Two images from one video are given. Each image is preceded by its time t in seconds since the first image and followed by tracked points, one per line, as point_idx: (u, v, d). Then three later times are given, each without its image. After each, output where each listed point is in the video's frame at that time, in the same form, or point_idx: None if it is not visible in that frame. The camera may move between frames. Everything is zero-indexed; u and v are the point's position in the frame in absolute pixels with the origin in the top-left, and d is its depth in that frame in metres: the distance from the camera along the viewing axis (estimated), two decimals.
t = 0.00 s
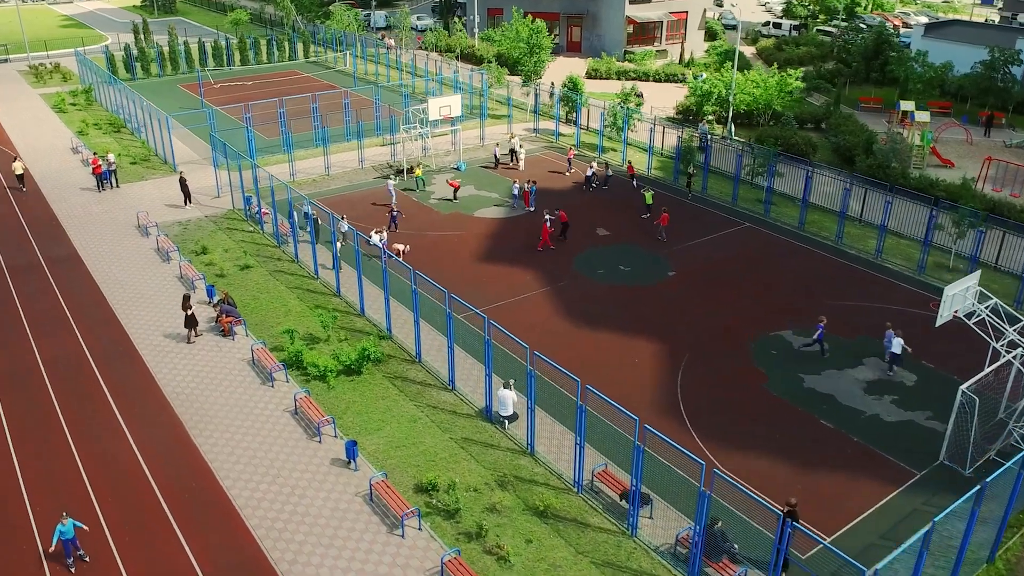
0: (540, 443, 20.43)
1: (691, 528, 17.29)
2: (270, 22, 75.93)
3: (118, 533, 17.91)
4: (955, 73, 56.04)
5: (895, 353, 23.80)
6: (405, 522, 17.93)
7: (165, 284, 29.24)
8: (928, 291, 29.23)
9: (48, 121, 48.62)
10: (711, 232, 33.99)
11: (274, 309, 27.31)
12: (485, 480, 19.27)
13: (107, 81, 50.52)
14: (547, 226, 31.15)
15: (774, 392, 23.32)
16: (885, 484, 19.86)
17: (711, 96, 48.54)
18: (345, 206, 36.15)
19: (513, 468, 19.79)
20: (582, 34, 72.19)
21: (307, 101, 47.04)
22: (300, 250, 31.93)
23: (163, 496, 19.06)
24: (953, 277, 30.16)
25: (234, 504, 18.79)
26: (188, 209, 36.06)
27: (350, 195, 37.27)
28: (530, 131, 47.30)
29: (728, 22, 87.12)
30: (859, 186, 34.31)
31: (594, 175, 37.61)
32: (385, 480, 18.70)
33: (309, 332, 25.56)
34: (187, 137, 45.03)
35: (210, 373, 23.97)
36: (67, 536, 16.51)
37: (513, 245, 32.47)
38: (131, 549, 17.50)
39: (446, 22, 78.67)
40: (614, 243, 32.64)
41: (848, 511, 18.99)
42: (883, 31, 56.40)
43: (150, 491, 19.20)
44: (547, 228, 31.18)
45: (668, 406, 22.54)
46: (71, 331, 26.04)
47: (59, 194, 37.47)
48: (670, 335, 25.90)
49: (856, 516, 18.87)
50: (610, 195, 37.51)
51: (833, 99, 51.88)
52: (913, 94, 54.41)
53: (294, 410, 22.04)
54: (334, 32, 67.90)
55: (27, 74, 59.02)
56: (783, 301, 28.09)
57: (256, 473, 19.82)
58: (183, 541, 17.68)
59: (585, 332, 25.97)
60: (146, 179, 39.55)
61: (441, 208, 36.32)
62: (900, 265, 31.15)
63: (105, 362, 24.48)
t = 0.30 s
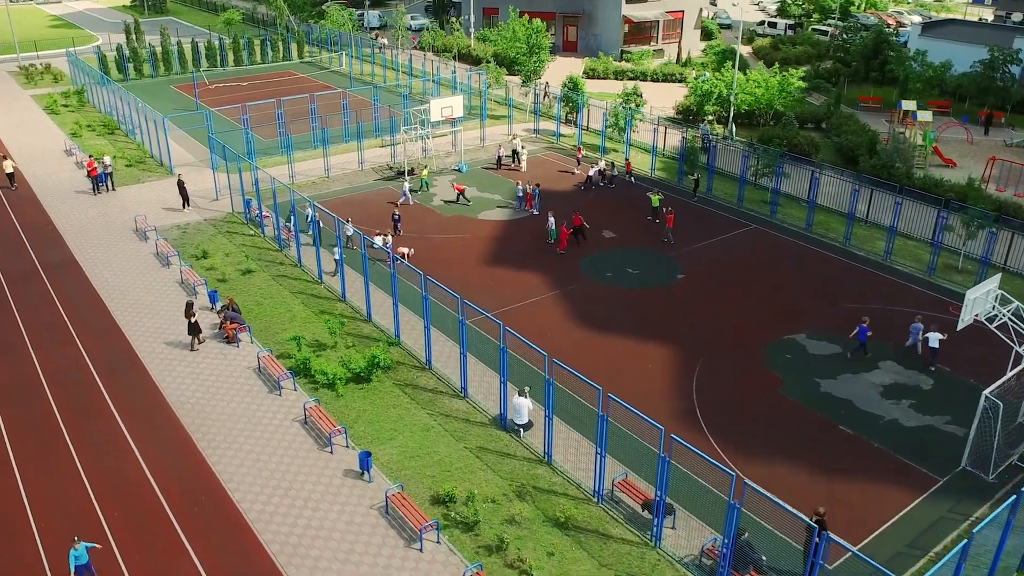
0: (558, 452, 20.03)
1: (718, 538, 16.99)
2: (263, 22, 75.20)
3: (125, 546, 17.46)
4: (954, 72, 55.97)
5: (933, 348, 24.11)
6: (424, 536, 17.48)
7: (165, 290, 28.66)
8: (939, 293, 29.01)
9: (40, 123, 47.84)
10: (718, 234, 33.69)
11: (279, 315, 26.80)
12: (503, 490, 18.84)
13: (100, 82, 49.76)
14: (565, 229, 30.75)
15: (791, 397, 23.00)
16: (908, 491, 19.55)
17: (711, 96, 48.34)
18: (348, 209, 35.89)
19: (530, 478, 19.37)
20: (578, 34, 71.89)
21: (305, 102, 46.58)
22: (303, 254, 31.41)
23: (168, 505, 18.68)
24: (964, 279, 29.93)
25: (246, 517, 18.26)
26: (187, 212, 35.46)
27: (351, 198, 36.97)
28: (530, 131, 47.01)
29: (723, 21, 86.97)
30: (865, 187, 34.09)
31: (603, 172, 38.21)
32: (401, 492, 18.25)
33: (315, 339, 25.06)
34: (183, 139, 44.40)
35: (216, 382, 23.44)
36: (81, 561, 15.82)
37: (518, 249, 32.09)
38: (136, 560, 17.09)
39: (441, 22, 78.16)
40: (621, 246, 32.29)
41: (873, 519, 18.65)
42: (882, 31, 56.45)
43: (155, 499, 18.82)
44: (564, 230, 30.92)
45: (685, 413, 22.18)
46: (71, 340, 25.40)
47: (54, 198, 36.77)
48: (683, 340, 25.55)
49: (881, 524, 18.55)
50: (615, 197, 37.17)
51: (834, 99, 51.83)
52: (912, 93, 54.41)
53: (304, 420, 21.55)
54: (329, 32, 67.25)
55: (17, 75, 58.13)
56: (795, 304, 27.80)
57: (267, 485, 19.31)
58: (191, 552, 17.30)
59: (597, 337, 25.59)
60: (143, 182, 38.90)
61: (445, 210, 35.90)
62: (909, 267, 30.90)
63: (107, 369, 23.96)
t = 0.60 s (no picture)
0: (576, 462, 19.53)
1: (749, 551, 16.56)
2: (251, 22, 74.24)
3: (124, 550, 17.16)
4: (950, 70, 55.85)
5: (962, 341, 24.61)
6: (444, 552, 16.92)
7: (163, 297, 27.93)
8: (949, 295, 28.82)
9: (26, 125, 46.78)
10: (723, 235, 33.32)
11: (281, 322, 26.14)
12: (522, 503, 18.32)
13: (87, 83, 48.77)
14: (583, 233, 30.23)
15: (808, 402, 22.61)
16: (933, 499, 19.16)
17: (709, 96, 48.10)
18: (348, 213, 35.51)
19: (549, 489, 18.87)
20: (570, 34, 71.52)
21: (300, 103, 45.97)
22: (303, 258, 30.77)
23: (173, 516, 18.13)
24: (973, 279, 29.75)
25: (257, 535, 17.62)
26: (181, 217, 34.68)
27: (349, 202, 36.53)
28: (528, 132, 46.53)
29: (713, 20, 86.84)
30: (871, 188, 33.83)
31: (609, 174, 37.91)
32: (419, 507, 17.68)
33: (321, 347, 24.45)
34: (174, 141, 43.53)
35: (219, 392, 22.76)
36: None
37: (522, 252, 31.58)
38: (139, 567, 16.78)
39: (431, 22, 77.53)
40: (626, 248, 31.87)
41: (900, 528, 18.25)
42: (877, 30, 56.48)
43: (156, 504, 18.51)
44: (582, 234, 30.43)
45: (702, 419, 21.72)
46: (67, 351, 24.56)
47: (43, 202, 35.84)
48: (695, 345, 25.12)
49: (909, 531, 18.17)
50: (617, 199, 36.76)
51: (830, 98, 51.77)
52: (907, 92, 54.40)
53: (312, 432, 20.92)
54: (318, 32, 66.43)
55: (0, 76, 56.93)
56: (806, 309, 27.49)
57: (277, 500, 18.66)
58: (193, 559, 16.99)
59: (608, 342, 25.10)
60: (134, 185, 38.05)
61: (447, 213, 35.41)
62: (917, 267, 30.66)
63: (106, 379, 23.26)
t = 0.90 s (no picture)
0: (591, 472, 19.10)
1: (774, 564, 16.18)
2: (237, 22, 73.37)
3: (128, 571, 16.57)
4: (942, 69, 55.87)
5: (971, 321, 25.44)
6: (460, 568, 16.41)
7: (157, 305, 27.23)
8: (955, 295, 28.70)
9: (10, 128, 45.79)
10: (725, 237, 33.04)
11: (281, 329, 25.55)
12: (537, 515, 17.86)
13: (72, 85, 47.83)
14: (599, 238, 30.11)
15: (820, 407, 22.32)
16: (954, 505, 18.89)
17: (704, 95, 47.93)
18: (344, 216, 34.93)
19: (564, 500, 18.43)
20: (559, 33, 71.22)
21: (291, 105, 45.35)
22: (300, 263, 30.17)
23: (176, 535, 17.55)
24: (977, 279, 29.64)
25: (265, 552, 17.05)
26: (173, 221, 33.95)
27: (345, 205, 35.97)
28: (522, 133, 46.10)
29: (700, 18, 86.79)
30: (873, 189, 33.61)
31: (613, 172, 37.63)
32: (432, 521, 17.16)
33: (323, 355, 23.88)
34: (162, 144, 42.74)
35: (220, 403, 22.15)
36: None
37: (523, 255, 31.13)
38: None
39: (419, 22, 76.96)
40: (628, 251, 31.54)
41: (922, 535, 17.95)
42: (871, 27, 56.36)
43: (158, 522, 17.92)
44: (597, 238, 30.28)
45: (714, 426, 21.38)
46: (62, 364, 23.81)
47: (30, 208, 34.98)
48: (704, 349, 24.79)
49: (931, 539, 17.86)
50: (616, 200, 36.41)
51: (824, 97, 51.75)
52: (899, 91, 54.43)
53: (318, 443, 20.34)
54: (306, 32, 65.62)
55: None
56: (814, 312, 27.25)
57: (284, 515, 18.09)
58: None
59: (616, 347, 24.72)
60: (123, 190, 37.24)
61: (445, 216, 34.89)
62: (920, 267, 30.49)
63: (104, 392, 22.59)
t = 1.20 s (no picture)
0: (608, 484, 18.59)
1: None
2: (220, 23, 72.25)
3: None
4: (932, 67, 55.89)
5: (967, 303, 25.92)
6: None
7: (150, 314, 26.40)
8: (959, 295, 28.60)
9: None
10: (727, 238, 32.67)
11: (280, 338, 24.83)
12: (556, 530, 17.32)
13: (54, 87, 46.67)
14: (615, 238, 29.55)
15: (835, 412, 21.98)
16: (977, 513, 18.58)
17: (697, 95, 47.62)
18: (338, 221, 34.23)
19: (582, 514, 17.91)
20: (547, 33, 70.75)
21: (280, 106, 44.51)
22: (296, 270, 29.45)
23: (180, 555, 16.81)
24: (982, 280, 29.51)
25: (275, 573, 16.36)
26: (163, 227, 33.07)
27: (339, 209, 35.26)
28: (516, 133, 45.55)
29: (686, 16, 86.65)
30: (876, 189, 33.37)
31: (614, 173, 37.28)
32: (449, 539, 16.56)
33: (325, 365, 23.18)
34: (148, 147, 41.75)
35: (220, 417, 21.41)
36: None
37: (524, 259, 30.58)
38: None
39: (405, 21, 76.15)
40: (630, 254, 31.12)
41: (948, 544, 17.61)
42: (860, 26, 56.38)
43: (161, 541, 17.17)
44: (611, 239, 29.78)
45: (730, 434, 20.96)
46: (54, 377, 22.89)
47: (14, 213, 33.95)
48: (714, 355, 24.38)
49: (957, 548, 17.52)
50: (615, 202, 35.96)
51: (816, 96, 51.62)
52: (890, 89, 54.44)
53: (325, 458, 19.64)
54: (291, 32, 64.66)
55: None
56: (821, 315, 26.95)
57: (293, 534, 17.40)
58: None
59: (625, 353, 24.26)
60: (110, 195, 36.24)
61: (442, 220, 34.29)
62: (924, 268, 30.31)
63: (98, 405, 21.73)
